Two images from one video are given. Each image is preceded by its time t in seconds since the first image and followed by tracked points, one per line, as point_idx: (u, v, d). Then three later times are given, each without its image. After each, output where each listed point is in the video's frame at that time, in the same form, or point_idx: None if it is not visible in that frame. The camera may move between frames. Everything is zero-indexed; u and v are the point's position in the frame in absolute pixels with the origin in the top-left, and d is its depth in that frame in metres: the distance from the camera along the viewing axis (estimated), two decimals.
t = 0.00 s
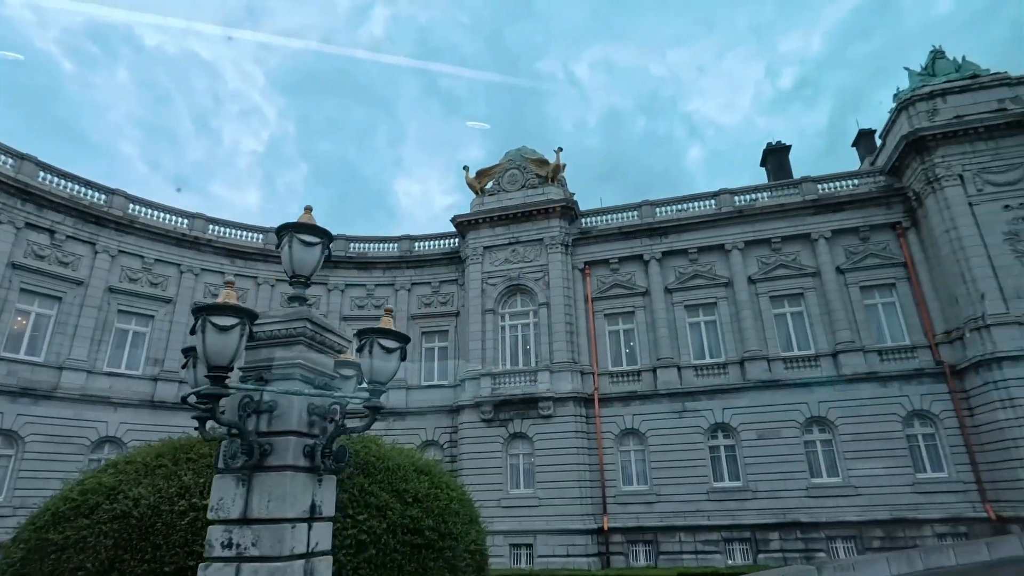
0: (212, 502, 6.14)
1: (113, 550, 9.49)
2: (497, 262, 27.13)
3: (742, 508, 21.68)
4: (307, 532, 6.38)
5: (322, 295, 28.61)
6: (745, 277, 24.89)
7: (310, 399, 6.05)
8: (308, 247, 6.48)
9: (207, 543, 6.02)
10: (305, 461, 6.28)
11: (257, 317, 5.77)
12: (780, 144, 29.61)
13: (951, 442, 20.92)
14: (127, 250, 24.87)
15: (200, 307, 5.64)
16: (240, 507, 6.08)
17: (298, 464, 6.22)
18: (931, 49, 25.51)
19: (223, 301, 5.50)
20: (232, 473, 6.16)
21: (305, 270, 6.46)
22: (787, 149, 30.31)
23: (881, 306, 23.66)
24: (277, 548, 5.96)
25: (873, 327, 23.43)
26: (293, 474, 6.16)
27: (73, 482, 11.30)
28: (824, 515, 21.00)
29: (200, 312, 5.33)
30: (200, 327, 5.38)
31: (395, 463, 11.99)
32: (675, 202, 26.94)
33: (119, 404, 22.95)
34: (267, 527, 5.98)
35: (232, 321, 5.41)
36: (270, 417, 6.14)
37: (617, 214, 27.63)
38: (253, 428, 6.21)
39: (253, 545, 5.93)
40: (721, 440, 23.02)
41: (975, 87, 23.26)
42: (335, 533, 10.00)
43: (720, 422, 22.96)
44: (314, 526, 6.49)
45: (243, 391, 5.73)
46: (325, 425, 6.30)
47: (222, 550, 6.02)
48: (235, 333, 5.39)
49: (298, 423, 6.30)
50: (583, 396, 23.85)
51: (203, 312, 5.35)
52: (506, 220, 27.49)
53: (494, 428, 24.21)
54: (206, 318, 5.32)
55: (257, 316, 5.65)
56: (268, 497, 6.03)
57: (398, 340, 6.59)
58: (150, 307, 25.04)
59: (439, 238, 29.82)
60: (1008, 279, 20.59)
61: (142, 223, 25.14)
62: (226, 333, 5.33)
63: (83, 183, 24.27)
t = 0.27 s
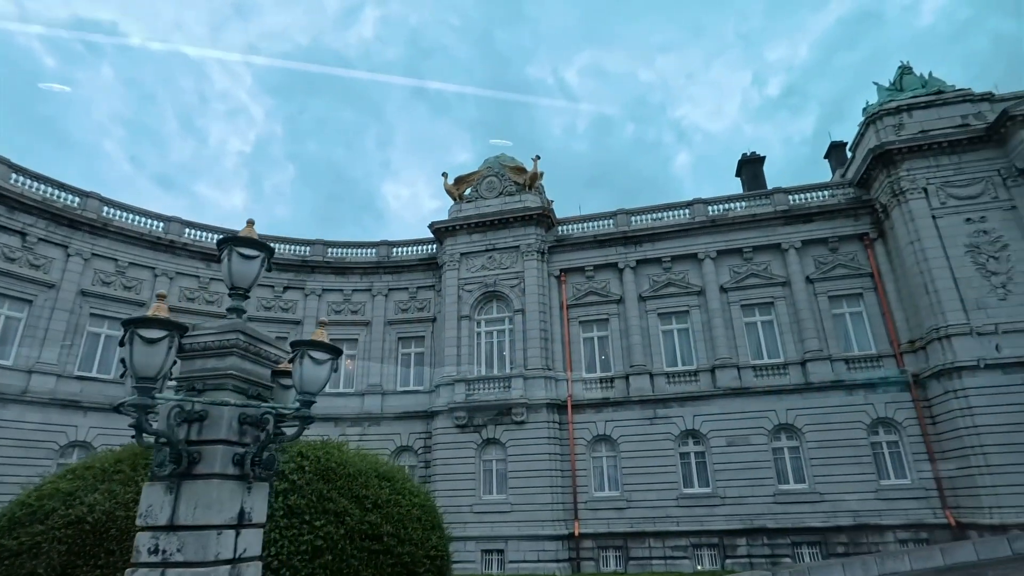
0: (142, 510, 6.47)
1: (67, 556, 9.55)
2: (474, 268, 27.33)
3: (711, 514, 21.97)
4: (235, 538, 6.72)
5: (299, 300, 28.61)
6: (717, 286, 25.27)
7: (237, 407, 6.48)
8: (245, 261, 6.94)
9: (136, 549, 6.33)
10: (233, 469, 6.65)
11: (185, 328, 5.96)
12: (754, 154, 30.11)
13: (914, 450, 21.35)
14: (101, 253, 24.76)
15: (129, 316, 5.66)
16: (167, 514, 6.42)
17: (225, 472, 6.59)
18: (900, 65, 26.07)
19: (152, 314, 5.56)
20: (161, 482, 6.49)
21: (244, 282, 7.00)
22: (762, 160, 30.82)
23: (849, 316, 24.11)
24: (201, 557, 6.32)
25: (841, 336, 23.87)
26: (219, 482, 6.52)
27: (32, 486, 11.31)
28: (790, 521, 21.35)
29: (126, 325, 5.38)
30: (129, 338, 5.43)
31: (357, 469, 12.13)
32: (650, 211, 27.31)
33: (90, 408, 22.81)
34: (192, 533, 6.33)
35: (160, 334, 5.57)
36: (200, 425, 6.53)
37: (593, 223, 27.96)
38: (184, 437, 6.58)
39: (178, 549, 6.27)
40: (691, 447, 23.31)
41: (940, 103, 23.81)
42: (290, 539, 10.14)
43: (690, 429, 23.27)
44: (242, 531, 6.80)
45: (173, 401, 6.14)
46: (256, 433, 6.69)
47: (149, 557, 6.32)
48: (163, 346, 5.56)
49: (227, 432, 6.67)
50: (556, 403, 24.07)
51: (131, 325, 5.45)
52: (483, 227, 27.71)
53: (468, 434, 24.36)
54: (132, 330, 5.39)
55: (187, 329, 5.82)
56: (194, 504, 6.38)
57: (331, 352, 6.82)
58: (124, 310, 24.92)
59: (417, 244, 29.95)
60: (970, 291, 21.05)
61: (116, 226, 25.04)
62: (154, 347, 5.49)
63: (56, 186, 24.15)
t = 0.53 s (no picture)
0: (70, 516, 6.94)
1: (19, 559, 9.68)
2: (450, 274, 27.53)
3: (679, 519, 22.25)
4: (161, 543, 7.21)
5: (275, 303, 28.62)
6: (689, 293, 25.63)
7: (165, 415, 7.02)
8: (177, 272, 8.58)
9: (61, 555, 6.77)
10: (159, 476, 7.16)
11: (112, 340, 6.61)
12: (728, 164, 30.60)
13: (877, 456, 21.77)
14: (74, 255, 24.65)
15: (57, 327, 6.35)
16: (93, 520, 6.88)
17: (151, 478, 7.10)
18: (869, 78, 26.66)
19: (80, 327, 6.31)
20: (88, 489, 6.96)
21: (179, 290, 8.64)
22: (736, 169, 31.30)
23: (817, 324, 24.55)
24: (122, 561, 6.81)
25: (809, 343, 24.30)
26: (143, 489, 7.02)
27: None
28: (757, 526, 21.69)
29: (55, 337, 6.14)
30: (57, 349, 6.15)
31: (317, 475, 12.27)
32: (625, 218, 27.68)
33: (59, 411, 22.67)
34: (115, 538, 6.82)
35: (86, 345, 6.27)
36: (127, 433, 7.03)
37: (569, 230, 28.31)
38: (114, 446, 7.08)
39: (100, 554, 6.72)
40: (661, 452, 23.60)
41: (906, 116, 24.39)
42: (244, 543, 10.27)
43: (660, 434, 23.55)
44: (168, 536, 7.26)
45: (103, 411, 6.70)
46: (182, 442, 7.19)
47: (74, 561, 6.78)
48: (88, 355, 6.28)
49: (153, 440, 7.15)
50: (529, 409, 24.31)
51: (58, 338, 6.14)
52: (460, 233, 27.92)
53: (442, 439, 24.48)
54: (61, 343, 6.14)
55: (114, 339, 6.53)
56: (118, 509, 6.87)
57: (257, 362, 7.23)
58: (96, 313, 24.80)
59: (395, 249, 30.08)
60: (931, 301, 21.52)
61: (90, 228, 24.94)
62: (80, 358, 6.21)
63: (29, 187, 24.04)
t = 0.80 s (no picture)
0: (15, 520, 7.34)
1: None
2: (435, 278, 27.71)
3: (659, 522, 22.44)
4: (107, 547, 7.70)
5: (261, 307, 28.70)
6: (670, 298, 25.88)
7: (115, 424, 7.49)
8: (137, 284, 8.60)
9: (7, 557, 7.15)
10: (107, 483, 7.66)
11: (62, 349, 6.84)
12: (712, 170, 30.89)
13: (854, 461, 22.03)
14: (58, 258, 24.70)
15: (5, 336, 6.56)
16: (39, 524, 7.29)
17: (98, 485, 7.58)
18: (849, 87, 27.01)
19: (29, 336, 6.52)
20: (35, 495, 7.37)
21: (135, 301, 8.63)
22: (720, 175, 31.60)
23: (797, 329, 24.83)
24: (70, 564, 7.28)
25: (789, 349, 24.57)
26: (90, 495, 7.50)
27: None
28: (735, 530, 21.92)
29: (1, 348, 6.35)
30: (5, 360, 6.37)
31: (290, 479, 12.40)
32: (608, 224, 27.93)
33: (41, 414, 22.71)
34: (62, 541, 7.26)
35: (34, 354, 6.48)
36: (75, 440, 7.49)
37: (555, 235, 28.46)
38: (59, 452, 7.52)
39: (46, 557, 7.15)
40: (642, 456, 23.81)
41: (884, 125, 24.72)
42: (213, 547, 10.42)
43: (641, 439, 23.76)
44: (115, 541, 7.78)
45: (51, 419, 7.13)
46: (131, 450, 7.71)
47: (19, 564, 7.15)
48: (37, 365, 6.48)
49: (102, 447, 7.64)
50: (511, 413, 24.52)
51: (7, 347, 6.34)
52: (444, 237, 28.12)
53: (424, 443, 24.61)
54: (9, 353, 6.38)
55: (62, 349, 6.75)
56: (65, 514, 7.32)
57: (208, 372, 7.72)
58: (79, 316, 24.84)
59: (380, 253, 30.23)
60: (907, 307, 21.80)
61: (74, 232, 24.98)
62: (28, 367, 6.41)
63: (13, 191, 24.09)
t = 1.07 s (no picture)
0: None
1: None
2: (415, 284, 27.89)
3: (632, 528, 22.68)
4: (49, 552, 8.01)
5: (241, 312, 28.74)
6: (647, 306, 26.20)
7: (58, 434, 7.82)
8: (87, 295, 9.07)
9: None
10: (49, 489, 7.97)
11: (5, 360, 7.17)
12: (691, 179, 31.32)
13: (824, 468, 22.38)
14: (36, 262, 24.68)
15: None
16: None
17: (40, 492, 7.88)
18: (824, 99, 27.50)
19: None
20: None
21: (86, 313, 9.13)
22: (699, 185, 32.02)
23: (771, 337, 25.19)
24: (7, 568, 7.60)
25: (763, 356, 24.92)
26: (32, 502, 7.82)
27: None
28: (707, 536, 22.18)
29: None
30: None
31: (257, 485, 12.56)
32: (587, 232, 28.26)
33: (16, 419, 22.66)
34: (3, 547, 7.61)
35: None
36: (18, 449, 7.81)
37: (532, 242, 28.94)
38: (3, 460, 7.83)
39: None
40: (617, 462, 24.05)
41: (857, 137, 25.19)
42: (174, 552, 10.57)
43: (616, 445, 24.01)
44: (57, 546, 8.08)
45: None
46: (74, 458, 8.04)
47: None
48: None
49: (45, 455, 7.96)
50: (488, 419, 24.72)
51: None
52: (425, 244, 28.32)
53: (402, 449, 24.73)
54: None
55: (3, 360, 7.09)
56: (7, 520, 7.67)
57: (150, 382, 8.11)
58: (57, 320, 24.81)
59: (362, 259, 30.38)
60: (876, 316, 22.17)
61: (53, 236, 24.95)
62: None
63: None
